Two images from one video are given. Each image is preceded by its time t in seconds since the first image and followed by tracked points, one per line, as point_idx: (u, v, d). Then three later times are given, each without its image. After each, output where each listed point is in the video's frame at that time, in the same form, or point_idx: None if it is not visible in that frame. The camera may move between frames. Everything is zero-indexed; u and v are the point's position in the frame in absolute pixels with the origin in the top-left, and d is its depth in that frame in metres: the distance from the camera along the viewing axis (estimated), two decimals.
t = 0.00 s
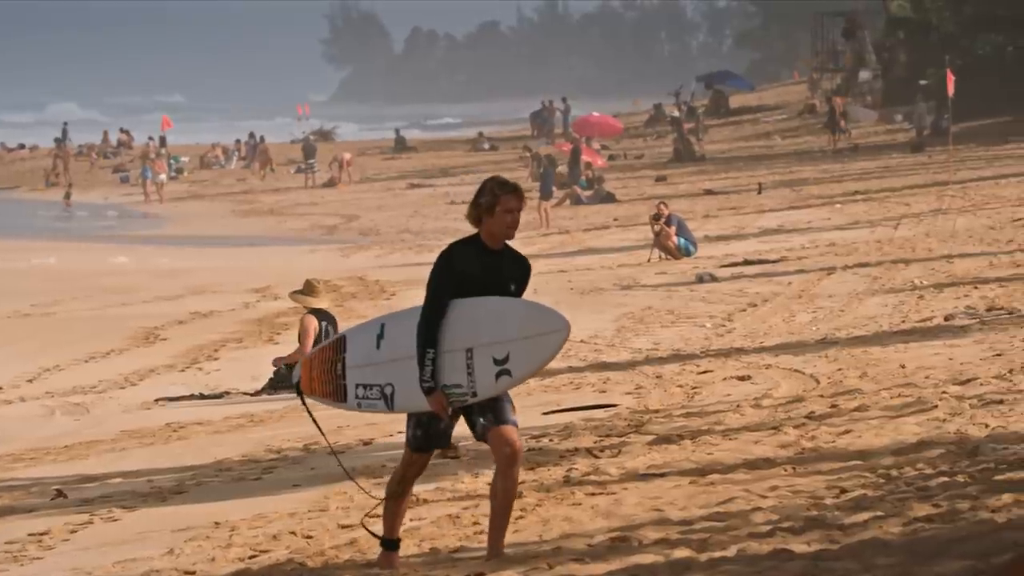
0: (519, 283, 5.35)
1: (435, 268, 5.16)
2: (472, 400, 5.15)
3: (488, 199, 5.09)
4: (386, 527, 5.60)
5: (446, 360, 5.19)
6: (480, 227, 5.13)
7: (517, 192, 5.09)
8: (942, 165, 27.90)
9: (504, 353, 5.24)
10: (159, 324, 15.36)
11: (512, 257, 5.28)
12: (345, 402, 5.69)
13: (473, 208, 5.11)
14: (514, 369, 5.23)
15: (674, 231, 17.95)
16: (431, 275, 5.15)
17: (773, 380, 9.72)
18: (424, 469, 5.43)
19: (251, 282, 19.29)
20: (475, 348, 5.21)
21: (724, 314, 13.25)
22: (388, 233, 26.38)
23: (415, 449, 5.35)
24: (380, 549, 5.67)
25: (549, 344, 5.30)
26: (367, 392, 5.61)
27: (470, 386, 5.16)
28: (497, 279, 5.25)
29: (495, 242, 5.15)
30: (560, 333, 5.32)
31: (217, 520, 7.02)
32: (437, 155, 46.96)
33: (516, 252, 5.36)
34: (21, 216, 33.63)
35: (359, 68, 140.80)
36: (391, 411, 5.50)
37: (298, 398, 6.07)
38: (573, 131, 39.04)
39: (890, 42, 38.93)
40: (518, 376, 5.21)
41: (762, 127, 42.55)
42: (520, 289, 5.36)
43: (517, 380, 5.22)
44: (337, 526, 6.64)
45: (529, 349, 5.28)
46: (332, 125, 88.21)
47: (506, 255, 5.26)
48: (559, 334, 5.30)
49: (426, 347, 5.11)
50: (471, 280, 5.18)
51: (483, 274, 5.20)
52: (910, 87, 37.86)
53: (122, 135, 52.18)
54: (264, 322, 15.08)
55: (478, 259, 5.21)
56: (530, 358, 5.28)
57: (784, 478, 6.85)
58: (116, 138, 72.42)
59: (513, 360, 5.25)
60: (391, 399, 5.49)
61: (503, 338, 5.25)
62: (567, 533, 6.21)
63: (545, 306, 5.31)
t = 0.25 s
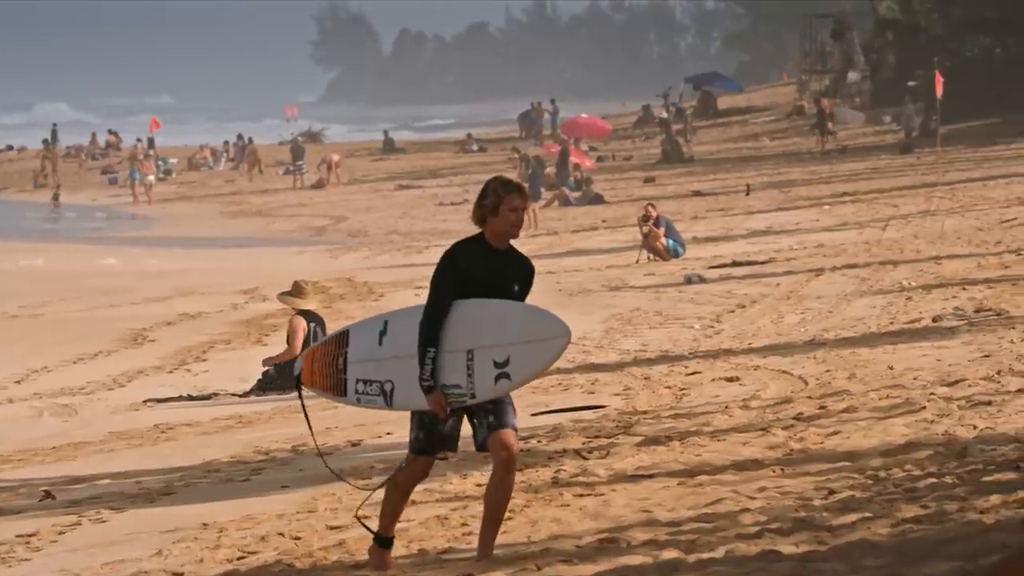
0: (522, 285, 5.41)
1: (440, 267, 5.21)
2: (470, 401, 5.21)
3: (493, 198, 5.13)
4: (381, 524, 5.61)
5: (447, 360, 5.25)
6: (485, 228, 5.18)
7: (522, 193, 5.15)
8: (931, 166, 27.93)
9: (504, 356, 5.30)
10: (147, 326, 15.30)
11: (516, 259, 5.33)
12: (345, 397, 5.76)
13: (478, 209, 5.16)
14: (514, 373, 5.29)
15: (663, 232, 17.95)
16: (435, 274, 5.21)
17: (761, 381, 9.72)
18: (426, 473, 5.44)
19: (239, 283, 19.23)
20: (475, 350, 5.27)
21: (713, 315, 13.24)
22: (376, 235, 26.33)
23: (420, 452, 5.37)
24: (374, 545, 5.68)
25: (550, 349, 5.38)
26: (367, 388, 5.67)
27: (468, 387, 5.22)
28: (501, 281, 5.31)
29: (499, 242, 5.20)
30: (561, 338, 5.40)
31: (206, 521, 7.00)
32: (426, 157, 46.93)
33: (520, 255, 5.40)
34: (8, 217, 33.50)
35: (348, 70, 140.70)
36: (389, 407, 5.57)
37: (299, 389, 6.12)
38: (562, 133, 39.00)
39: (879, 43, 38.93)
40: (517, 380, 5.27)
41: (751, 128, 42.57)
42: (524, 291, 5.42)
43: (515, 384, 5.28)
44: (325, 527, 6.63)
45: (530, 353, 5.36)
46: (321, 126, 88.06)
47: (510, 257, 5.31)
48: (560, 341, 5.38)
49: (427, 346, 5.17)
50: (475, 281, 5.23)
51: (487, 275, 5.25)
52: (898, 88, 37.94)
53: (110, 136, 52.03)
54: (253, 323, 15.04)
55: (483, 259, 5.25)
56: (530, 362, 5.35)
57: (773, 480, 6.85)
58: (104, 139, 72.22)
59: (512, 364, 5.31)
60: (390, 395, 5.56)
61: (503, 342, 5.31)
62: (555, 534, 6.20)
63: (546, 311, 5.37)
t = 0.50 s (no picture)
0: (525, 284, 5.41)
1: (442, 260, 5.23)
2: (469, 397, 5.18)
3: (495, 194, 5.20)
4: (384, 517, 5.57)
5: (447, 355, 5.24)
6: (487, 222, 5.22)
7: (524, 189, 5.21)
8: (919, 168, 27.99)
9: (504, 354, 5.28)
10: (135, 327, 15.27)
11: (518, 255, 5.35)
12: (344, 385, 5.77)
13: (480, 204, 5.22)
14: (513, 372, 5.26)
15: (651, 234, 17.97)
16: (437, 267, 5.23)
17: (749, 382, 9.72)
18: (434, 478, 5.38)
19: (228, 285, 19.21)
20: (475, 345, 5.26)
21: (701, 316, 13.26)
22: (364, 236, 26.32)
23: (429, 455, 5.31)
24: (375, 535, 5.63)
25: (551, 349, 5.35)
26: (367, 377, 5.69)
27: (467, 383, 5.20)
28: (502, 277, 5.31)
29: (501, 236, 5.23)
30: (562, 339, 5.36)
31: (194, 522, 6.98)
32: (413, 158, 46.92)
33: (523, 253, 5.41)
34: None
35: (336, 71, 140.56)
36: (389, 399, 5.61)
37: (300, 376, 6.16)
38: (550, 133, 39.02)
39: (867, 45, 38.96)
40: (516, 379, 5.24)
41: (738, 130, 42.64)
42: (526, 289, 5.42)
43: (514, 383, 5.25)
44: (313, 528, 6.62)
45: (532, 352, 5.34)
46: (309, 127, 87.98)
47: (512, 254, 5.32)
48: (560, 341, 5.35)
49: (427, 339, 5.19)
50: (477, 275, 5.25)
51: (488, 270, 5.27)
52: (886, 89, 38.05)
53: (97, 138, 51.96)
54: (241, 324, 15.02)
55: (485, 255, 5.27)
56: (531, 361, 5.32)
57: (761, 481, 6.85)
58: (92, 141, 72.11)
59: (511, 363, 5.28)
60: (390, 386, 5.59)
61: (503, 339, 5.30)
62: (544, 535, 6.19)
63: (548, 311, 5.34)
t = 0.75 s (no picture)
0: (523, 279, 5.41)
1: (442, 252, 5.21)
2: (467, 391, 5.20)
3: (495, 186, 5.15)
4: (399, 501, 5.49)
5: (445, 348, 5.25)
6: (486, 215, 5.19)
7: (525, 182, 5.17)
8: (907, 168, 28.04)
9: (502, 349, 5.33)
10: (123, 328, 15.24)
11: (517, 250, 5.35)
12: (343, 374, 5.94)
13: (479, 195, 5.18)
14: (510, 367, 5.32)
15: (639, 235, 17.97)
16: (436, 261, 5.20)
17: (737, 383, 9.73)
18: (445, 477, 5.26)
19: (217, 285, 19.18)
20: (473, 340, 5.30)
21: (689, 317, 13.27)
22: (353, 237, 26.29)
23: (440, 448, 5.19)
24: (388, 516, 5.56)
25: (549, 345, 5.43)
26: (364, 367, 5.84)
27: (465, 376, 5.21)
28: (501, 270, 5.31)
29: (499, 229, 5.21)
30: (561, 335, 5.43)
31: (182, 523, 6.96)
32: (402, 159, 46.90)
33: (520, 246, 5.41)
34: None
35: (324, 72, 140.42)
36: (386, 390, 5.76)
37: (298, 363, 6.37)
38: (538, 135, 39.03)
39: (855, 46, 38.92)
40: (514, 374, 5.29)
41: (726, 131, 42.69)
42: (524, 284, 5.42)
43: (511, 378, 5.30)
44: (301, 530, 6.60)
45: (531, 348, 5.42)
46: (297, 128, 87.89)
47: (510, 248, 5.32)
48: (559, 337, 5.43)
49: (426, 331, 5.16)
50: (475, 268, 5.24)
51: (487, 263, 5.26)
52: (874, 90, 38.13)
53: (86, 138, 51.89)
54: (229, 325, 14.99)
55: (484, 247, 5.26)
56: (530, 356, 5.42)
57: (749, 482, 6.85)
58: (79, 142, 71.99)
59: (509, 358, 5.35)
60: (387, 377, 5.74)
61: (500, 334, 5.35)
62: (532, 536, 6.18)
63: (547, 307, 5.40)
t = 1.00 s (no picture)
0: (522, 273, 5.45)
1: (440, 246, 5.23)
2: (463, 384, 5.26)
3: (494, 180, 5.16)
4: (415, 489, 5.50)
5: (442, 342, 5.31)
6: (483, 209, 5.20)
7: (523, 177, 5.18)
8: (894, 170, 28.08)
9: (500, 342, 5.39)
10: (111, 329, 15.20)
11: (516, 244, 5.37)
12: (340, 368, 6.06)
13: (477, 189, 5.19)
14: (508, 361, 5.39)
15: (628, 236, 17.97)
16: (434, 255, 5.23)
17: (725, 385, 9.72)
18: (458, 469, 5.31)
19: (204, 287, 19.12)
20: (471, 334, 5.35)
21: (677, 319, 13.25)
22: (341, 238, 26.23)
23: (451, 437, 5.22)
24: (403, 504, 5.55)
25: (551, 337, 5.46)
26: (362, 360, 5.97)
27: (461, 370, 5.28)
28: (501, 264, 5.33)
29: (498, 224, 5.21)
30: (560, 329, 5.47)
31: (169, 525, 6.94)
32: (390, 160, 46.80)
33: (520, 240, 5.43)
34: None
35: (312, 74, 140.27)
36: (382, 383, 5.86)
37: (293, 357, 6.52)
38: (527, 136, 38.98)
39: (843, 47, 39.05)
40: (511, 368, 5.37)
41: (714, 132, 42.73)
42: (524, 277, 5.46)
43: (508, 372, 5.37)
44: (289, 531, 6.58)
45: (530, 342, 5.46)
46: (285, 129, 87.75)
47: (510, 243, 5.34)
48: (558, 331, 5.46)
49: (423, 325, 5.17)
50: (473, 262, 5.26)
51: (485, 257, 5.28)
52: (862, 91, 38.18)
53: (74, 140, 51.74)
54: (217, 326, 14.94)
55: (483, 241, 5.27)
56: (530, 351, 5.47)
57: (737, 483, 6.84)
58: (67, 143, 71.79)
59: (506, 352, 5.41)
60: (383, 371, 5.85)
61: (499, 328, 5.39)
62: (520, 537, 6.17)
63: (547, 302, 5.44)
